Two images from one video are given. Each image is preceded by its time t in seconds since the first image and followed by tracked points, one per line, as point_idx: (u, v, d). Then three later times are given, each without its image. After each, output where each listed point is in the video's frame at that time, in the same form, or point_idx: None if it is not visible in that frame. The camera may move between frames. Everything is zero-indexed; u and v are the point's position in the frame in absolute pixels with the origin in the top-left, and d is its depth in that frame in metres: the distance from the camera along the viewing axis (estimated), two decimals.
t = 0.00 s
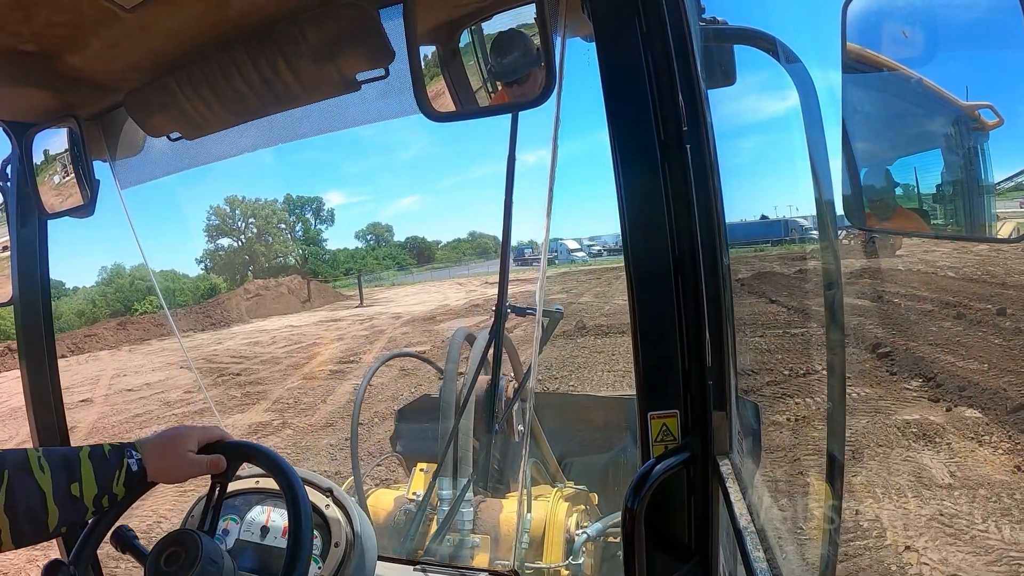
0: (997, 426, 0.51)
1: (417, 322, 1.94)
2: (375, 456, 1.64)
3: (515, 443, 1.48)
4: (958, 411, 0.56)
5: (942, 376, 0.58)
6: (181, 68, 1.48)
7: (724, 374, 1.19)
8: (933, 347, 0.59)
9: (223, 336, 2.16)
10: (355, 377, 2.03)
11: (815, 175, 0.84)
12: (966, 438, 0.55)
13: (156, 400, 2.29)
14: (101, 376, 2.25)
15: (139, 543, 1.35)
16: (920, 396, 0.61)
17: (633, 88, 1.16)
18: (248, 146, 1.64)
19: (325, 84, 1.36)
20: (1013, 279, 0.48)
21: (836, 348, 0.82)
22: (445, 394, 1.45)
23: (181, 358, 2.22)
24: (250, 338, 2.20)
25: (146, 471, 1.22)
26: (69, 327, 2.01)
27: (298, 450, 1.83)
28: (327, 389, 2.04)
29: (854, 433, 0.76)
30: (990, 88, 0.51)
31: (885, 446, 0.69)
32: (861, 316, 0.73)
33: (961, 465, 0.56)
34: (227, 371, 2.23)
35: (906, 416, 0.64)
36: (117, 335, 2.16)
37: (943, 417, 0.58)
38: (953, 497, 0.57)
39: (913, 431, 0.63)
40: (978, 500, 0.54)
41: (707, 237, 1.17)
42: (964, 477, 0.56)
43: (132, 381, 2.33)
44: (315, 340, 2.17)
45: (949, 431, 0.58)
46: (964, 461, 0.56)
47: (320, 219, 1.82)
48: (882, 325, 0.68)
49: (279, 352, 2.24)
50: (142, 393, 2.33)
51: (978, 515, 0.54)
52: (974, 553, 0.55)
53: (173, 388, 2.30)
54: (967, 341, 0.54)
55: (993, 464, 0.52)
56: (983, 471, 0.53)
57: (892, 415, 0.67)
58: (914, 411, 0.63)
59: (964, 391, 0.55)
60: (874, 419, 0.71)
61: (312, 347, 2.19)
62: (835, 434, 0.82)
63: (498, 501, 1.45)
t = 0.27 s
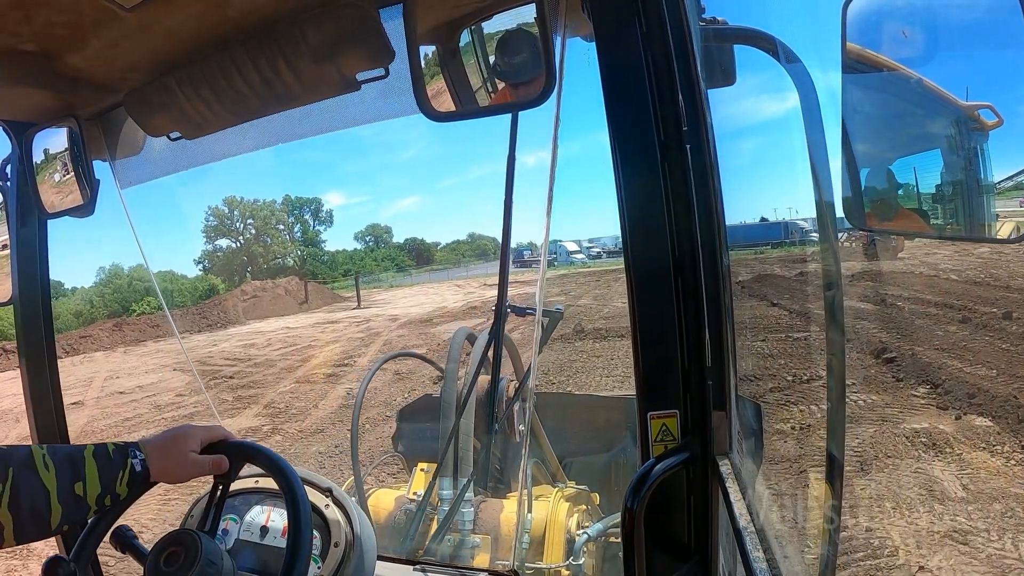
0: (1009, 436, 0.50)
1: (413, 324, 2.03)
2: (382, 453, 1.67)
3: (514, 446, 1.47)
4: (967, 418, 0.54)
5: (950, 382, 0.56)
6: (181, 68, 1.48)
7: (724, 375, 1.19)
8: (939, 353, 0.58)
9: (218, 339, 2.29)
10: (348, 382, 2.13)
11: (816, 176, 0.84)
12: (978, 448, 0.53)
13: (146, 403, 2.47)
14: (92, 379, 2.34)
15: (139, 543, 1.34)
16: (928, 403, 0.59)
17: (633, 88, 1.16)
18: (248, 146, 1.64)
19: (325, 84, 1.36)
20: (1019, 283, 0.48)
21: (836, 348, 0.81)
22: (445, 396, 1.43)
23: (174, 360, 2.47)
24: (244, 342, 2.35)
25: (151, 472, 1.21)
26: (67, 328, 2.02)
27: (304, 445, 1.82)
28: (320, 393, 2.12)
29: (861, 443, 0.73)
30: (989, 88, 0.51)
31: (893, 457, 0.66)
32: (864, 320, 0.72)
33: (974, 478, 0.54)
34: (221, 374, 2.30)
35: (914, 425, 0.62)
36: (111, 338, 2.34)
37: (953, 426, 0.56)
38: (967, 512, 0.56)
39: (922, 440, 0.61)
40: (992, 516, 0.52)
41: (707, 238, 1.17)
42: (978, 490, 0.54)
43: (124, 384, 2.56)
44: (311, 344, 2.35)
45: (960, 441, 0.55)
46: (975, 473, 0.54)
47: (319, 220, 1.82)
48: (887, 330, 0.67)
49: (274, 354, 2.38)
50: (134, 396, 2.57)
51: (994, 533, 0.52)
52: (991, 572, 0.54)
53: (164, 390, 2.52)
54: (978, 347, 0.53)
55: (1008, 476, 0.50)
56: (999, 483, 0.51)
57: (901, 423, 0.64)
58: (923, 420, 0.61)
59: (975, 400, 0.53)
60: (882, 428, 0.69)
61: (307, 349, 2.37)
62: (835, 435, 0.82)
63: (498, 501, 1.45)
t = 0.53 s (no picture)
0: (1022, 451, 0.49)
1: (408, 328, 2.00)
2: (379, 455, 1.66)
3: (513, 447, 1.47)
4: (977, 432, 0.54)
5: (958, 394, 0.56)
6: (181, 68, 1.48)
7: (725, 374, 1.19)
8: (944, 363, 0.57)
9: (214, 339, 2.27)
10: (340, 388, 2.13)
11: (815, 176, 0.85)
12: (989, 463, 0.53)
13: (135, 405, 2.56)
14: (87, 378, 2.31)
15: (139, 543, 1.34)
16: (936, 415, 0.59)
17: (633, 88, 1.16)
18: (248, 147, 1.64)
19: (324, 84, 1.36)
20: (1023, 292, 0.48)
21: (836, 348, 0.81)
22: (448, 394, 1.43)
23: (168, 361, 2.54)
24: (238, 343, 2.32)
25: (156, 471, 1.21)
26: (64, 327, 2.02)
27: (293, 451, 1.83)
28: (312, 398, 2.13)
29: (868, 457, 0.72)
30: (990, 87, 0.51)
31: (903, 472, 0.65)
32: (866, 327, 0.72)
33: (987, 496, 0.53)
34: (213, 375, 2.33)
35: (922, 439, 0.62)
36: (106, 337, 2.30)
37: (962, 440, 0.56)
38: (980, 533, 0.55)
39: (931, 455, 0.60)
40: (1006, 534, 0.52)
41: (707, 238, 1.17)
42: (990, 509, 0.53)
43: (114, 385, 2.54)
44: (304, 346, 2.34)
45: (969, 456, 0.55)
46: (987, 491, 0.53)
47: (317, 221, 1.82)
48: (892, 339, 0.67)
49: (267, 356, 2.41)
50: (124, 396, 2.60)
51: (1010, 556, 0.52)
52: None
53: (154, 393, 2.59)
54: (983, 357, 0.52)
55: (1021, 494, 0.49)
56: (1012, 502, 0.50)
57: (906, 436, 0.64)
58: (931, 432, 0.61)
59: (985, 413, 0.53)
60: (889, 441, 0.68)
61: (300, 352, 2.36)
62: (835, 436, 0.82)
63: (498, 501, 1.45)
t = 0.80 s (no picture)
0: None
1: (407, 331, 1.97)
2: (379, 456, 1.65)
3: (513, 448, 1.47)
4: (989, 442, 0.54)
5: (967, 403, 0.55)
6: (181, 68, 1.48)
7: (724, 374, 1.19)
8: (952, 369, 0.57)
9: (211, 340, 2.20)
10: (333, 393, 2.05)
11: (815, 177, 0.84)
12: (1002, 475, 0.53)
13: (127, 410, 2.27)
14: (81, 381, 2.13)
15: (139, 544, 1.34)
16: (945, 425, 0.59)
17: (633, 87, 1.16)
18: (247, 146, 1.64)
19: (324, 84, 1.36)
20: None
21: (836, 348, 0.81)
22: (448, 393, 1.43)
23: (162, 364, 2.24)
24: (236, 344, 2.25)
25: (154, 471, 1.20)
26: (63, 327, 2.00)
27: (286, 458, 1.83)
28: (303, 404, 2.03)
29: (876, 469, 0.72)
30: (992, 88, 0.51)
31: (913, 485, 0.65)
32: (868, 331, 0.71)
33: (1002, 511, 0.53)
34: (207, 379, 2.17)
35: (930, 449, 0.61)
36: (102, 339, 2.14)
37: (972, 450, 0.55)
38: (995, 550, 0.54)
39: (941, 466, 0.60)
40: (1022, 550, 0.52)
41: (707, 237, 1.17)
42: (1007, 525, 0.53)
43: (109, 388, 2.29)
44: (302, 348, 2.22)
45: (982, 468, 0.55)
46: (1004, 505, 0.53)
47: (318, 224, 1.82)
48: (896, 343, 0.65)
49: (264, 360, 2.28)
50: (116, 402, 2.31)
51: None
52: None
53: (147, 396, 2.30)
54: (993, 363, 0.52)
55: None
56: None
57: (915, 447, 0.64)
58: (940, 443, 0.60)
59: (995, 422, 0.52)
60: (898, 451, 0.67)
61: (296, 355, 2.24)
62: (835, 435, 0.82)
63: (499, 500, 1.46)
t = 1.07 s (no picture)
0: None
1: (401, 328, 2.01)
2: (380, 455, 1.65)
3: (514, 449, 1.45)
4: (998, 452, 0.52)
5: (976, 410, 0.55)
6: (181, 67, 1.48)
7: (724, 374, 1.19)
8: (957, 375, 0.56)
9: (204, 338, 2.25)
10: (323, 391, 2.17)
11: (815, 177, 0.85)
12: (1014, 487, 0.51)
13: (112, 405, 2.50)
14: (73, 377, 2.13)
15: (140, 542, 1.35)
16: (953, 432, 0.58)
17: (633, 88, 1.16)
18: (248, 146, 1.64)
19: (324, 84, 1.36)
20: None
21: (837, 347, 0.81)
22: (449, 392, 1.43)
23: (150, 360, 2.52)
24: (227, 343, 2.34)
25: (150, 478, 1.15)
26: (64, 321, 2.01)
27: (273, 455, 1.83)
28: (294, 400, 2.17)
29: (883, 480, 0.71)
30: (991, 88, 0.51)
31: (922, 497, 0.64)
32: (871, 335, 0.71)
33: (1012, 524, 0.52)
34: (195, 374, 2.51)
35: (939, 459, 0.61)
36: (95, 333, 2.25)
37: (981, 460, 0.55)
38: (1010, 568, 0.53)
39: (952, 477, 0.59)
40: None
41: (707, 237, 1.17)
42: (1019, 542, 0.52)
43: (96, 382, 2.47)
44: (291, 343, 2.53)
45: (992, 480, 0.54)
46: (1014, 519, 0.52)
47: (315, 219, 1.82)
48: (899, 348, 0.65)
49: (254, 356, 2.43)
50: (99, 397, 2.51)
51: None
52: None
53: (134, 391, 2.59)
54: (1000, 370, 0.51)
55: None
56: None
57: (922, 457, 0.63)
58: (948, 452, 0.60)
59: (1005, 431, 0.51)
60: (906, 462, 0.65)
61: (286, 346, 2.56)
62: (835, 434, 0.82)
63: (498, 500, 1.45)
